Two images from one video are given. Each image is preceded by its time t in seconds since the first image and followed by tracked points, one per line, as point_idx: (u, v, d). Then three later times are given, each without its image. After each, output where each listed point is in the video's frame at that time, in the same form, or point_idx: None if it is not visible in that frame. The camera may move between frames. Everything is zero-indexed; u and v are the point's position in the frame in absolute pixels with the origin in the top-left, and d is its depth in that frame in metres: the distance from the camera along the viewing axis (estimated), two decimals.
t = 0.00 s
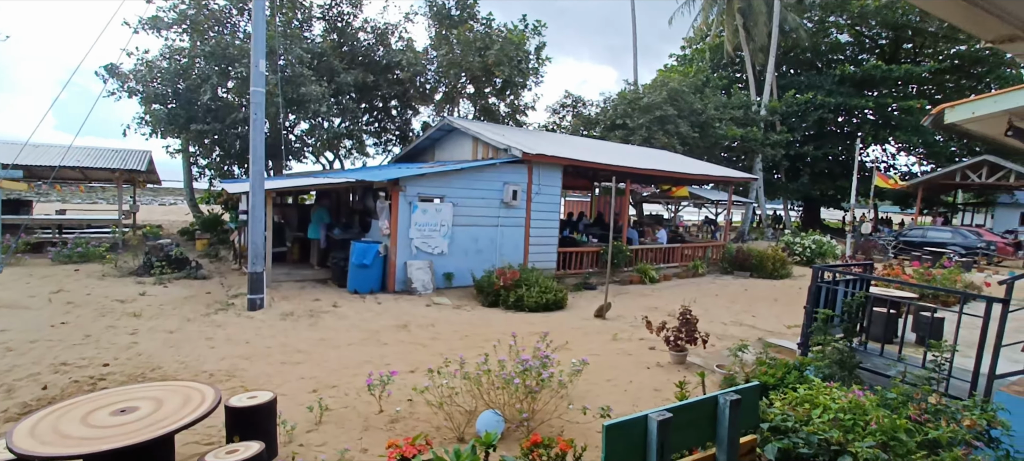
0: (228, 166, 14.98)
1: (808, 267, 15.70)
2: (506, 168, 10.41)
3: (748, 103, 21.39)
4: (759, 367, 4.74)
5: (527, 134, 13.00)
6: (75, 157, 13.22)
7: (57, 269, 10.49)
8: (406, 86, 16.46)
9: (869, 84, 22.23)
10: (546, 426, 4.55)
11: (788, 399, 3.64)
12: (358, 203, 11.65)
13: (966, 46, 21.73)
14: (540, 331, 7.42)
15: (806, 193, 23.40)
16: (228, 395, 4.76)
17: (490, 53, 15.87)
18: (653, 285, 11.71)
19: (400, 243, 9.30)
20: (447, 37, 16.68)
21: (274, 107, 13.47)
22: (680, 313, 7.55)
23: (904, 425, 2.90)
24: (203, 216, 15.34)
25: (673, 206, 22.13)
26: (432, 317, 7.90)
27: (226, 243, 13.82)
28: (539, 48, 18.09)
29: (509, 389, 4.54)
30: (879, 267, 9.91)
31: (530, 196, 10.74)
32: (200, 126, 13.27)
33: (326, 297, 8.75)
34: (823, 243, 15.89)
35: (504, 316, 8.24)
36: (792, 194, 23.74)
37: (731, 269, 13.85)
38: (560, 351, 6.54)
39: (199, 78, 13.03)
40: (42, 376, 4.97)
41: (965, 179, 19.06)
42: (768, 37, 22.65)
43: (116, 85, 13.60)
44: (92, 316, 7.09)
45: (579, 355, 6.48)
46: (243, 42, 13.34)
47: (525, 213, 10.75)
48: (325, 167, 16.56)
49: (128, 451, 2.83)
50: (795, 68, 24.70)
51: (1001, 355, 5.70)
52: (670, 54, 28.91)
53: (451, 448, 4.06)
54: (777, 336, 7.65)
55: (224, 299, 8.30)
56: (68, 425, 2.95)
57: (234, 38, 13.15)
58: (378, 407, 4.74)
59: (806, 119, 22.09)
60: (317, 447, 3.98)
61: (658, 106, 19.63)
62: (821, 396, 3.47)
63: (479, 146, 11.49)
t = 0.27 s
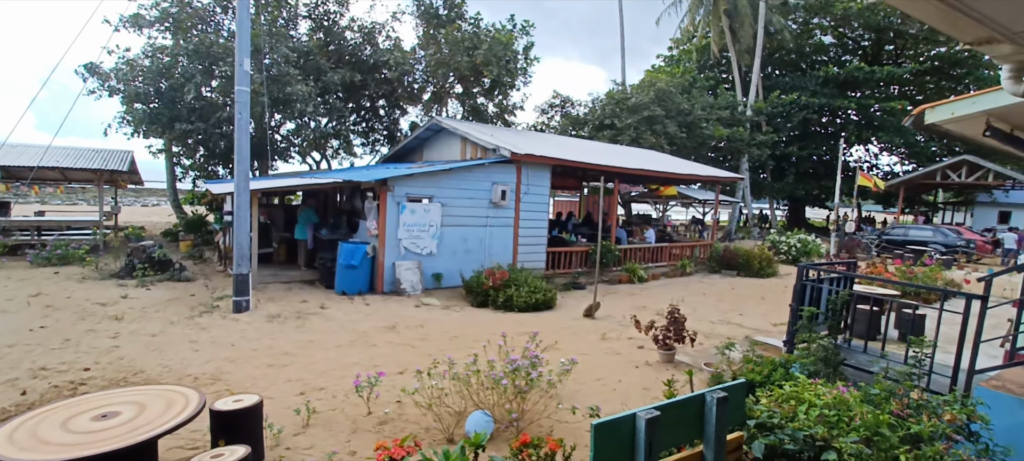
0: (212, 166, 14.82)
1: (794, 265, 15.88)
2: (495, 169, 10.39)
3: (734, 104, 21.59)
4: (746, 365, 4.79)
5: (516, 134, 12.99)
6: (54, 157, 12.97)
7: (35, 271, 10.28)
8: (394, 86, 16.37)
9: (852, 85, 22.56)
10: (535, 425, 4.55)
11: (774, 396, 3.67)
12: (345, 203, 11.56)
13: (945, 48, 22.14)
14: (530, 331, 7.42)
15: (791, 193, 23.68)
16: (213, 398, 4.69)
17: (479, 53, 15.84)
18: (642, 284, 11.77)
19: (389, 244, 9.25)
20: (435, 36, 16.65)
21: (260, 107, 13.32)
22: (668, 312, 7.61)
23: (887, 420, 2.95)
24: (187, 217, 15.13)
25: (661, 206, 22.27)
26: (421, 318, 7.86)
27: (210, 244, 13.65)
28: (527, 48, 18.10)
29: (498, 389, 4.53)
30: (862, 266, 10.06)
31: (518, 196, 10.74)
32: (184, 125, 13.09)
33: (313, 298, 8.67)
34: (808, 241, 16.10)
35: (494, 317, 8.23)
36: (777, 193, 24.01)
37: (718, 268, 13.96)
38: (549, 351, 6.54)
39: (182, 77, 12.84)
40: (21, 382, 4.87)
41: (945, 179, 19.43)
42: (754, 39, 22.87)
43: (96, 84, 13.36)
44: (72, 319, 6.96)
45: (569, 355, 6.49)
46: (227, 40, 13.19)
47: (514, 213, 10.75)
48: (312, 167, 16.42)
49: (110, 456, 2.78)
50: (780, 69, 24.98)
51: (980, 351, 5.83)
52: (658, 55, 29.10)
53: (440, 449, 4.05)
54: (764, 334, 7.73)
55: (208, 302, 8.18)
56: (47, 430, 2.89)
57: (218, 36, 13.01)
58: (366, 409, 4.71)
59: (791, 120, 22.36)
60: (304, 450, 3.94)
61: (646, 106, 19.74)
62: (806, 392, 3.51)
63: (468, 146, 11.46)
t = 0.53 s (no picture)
0: (196, 166, 14.66)
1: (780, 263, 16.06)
2: (484, 169, 10.38)
3: (721, 104, 21.77)
4: (733, 362, 4.83)
5: (504, 134, 12.99)
6: (32, 157, 12.71)
7: (13, 274, 10.07)
8: (381, 85, 16.27)
9: (836, 85, 22.88)
10: (525, 425, 4.55)
11: (760, 393, 3.71)
12: (333, 203, 11.47)
13: (926, 49, 22.54)
14: (519, 330, 7.42)
15: (777, 192, 23.94)
16: (198, 402, 4.63)
17: (467, 53, 15.80)
18: (631, 283, 11.84)
19: (377, 244, 9.19)
20: (423, 36, 16.60)
21: (244, 106, 13.16)
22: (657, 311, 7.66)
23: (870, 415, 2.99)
24: (170, 218, 14.92)
25: (650, 205, 22.39)
26: (409, 318, 7.83)
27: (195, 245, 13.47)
28: (515, 47, 18.10)
29: (487, 389, 4.53)
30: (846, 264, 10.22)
31: (507, 196, 10.74)
32: (167, 125, 12.90)
33: (301, 299, 8.59)
34: (794, 240, 16.29)
35: (483, 317, 8.22)
36: (764, 193, 24.27)
37: (706, 267, 14.09)
38: (538, 350, 6.55)
39: (165, 76, 12.66)
40: None
41: (926, 178, 19.80)
42: (740, 40, 23.09)
43: (76, 83, 13.12)
44: (52, 323, 6.83)
45: (558, 354, 6.50)
46: (211, 39, 13.06)
47: (503, 213, 10.74)
48: (299, 167, 16.28)
49: None
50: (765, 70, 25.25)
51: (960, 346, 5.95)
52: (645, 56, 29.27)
53: (429, 450, 4.03)
54: (751, 331, 7.81)
55: (193, 304, 8.07)
56: (27, 436, 2.84)
57: (202, 35, 12.91)
58: (354, 411, 4.67)
59: (776, 120, 22.62)
60: (291, 453, 3.90)
61: (634, 106, 19.84)
62: (791, 389, 3.55)
63: (456, 146, 11.43)
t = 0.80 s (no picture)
0: (179, 165, 14.45)
1: (765, 261, 16.24)
2: (472, 168, 10.35)
3: (707, 103, 21.94)
4: (720, 360, 4.87)
5: (492, 133, 12.97)
6: (8, 157, 12.42)
7: None
8: (368, 84, 16.16)
9: (820, 85, 23.18)
10: (514, 424, 4.55)
11: (747, 389, 3.75)
12: (319, 203, 11.36)
13: (907, 49, 22.93)
14: (508, 330, 7.41)
15: (762, 190, 24.20)
16: (182, 406, 4.56)
17: (454, 51, 15.73)
18: (619, 281, 11.89)
19: (364, 244, 9.13)
20: (410, 34, 16.51)
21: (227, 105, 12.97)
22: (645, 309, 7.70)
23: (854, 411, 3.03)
24: (152, 219, 14.68)
25: (638, 204, 22.50)
26: (398, 319, 7.78)
27: (178, 247, 13.27)
28: (503, 46, 18.07)
29: (477, 389, 4.52)
30: (830, 261, 10.36)
31: (496, 195, 10.72)
32: (147, 123, 12.67)
33: (287, 301, 8.50)
34: (779, 238, 16.48)
35: (472, 317, 8.20)
36: (750, 191, 24.52)
37: (693, 265, 14.20)
38: (528, 349, 6.55)
39: (145, 74, 12.45)
40: None
41: (907, 176, 20.17)
42: (725, 39, 23.28)
43: (54, 81, 12.84)
44: (30, 326, 6.68)
45: (547, 353, 6.51)
46: (193, 36, 12.86)
47: (492, 212, 10.73)
48: (285, 167, 16.12)
49: None
50: (750, 70, 25.48)
51: (941, 341, 6.06)
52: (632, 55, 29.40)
53: (418, 451, 4.01)
54: (738, 328, 7.89)
55: (176, 306, 7.94)
56: (4, 442, 2.77)
57: (184, 31, 12.70)
58: (342, 412, 4.63)
59: (761, 119, 22.85)
60: (278, 456, 3.86)
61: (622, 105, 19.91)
62: (777, 385, 3.59)
63: (444, 145, 11.38)
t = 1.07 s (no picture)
0: (160, 164, 14.22)
1: (750, 258, 16.44)
2: (459, 167, 10.31)
3: (693, 102, 22.12)
4: (706, 356, 4.91)
5: (479, 132, 12.94)
6: None
7: None
8: (353, 82, 16.04)
9: (802, 84, 23.49)
10: (502, 422, 4.55)
11: (732, 384, 3.79)
12: (304, 203, 11.24)
13: (887, 50, 23.33)
14: (496, 329, 7.41)
15: (747, 189, 24.48)
16: (164, 408, 4.49)
17: (441, 49, 15.66)
18: (606, 279, 11.94)
19: (350, 243, 9.05)
20: (396, 32, 16.41)
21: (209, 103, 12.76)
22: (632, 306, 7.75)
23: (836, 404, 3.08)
24: (132, 219, 14.42)
25: (625, 202, 22.62)
26: (385, 319, 7.74)
27: (159, 247, 13.06)
28: (490, 45, 18.05)
29: (465, 388, 4.51)
30: (813, 258, 10.51)
31: (483, 194, 10.70)
32: (127, 122, 12.44)
33: (272, 301, 8.40)
34: (763, 235, 16.68)
35: (460, 316, 8.18)
36: (735, 189, 24.79)
37: (680, 262, 14.32)
38: (516, 348, 6.55)
39: (124, 71, 12.21)
40: None
41: (888, 174, 20.45)
42: (710, 39, 23.49)
43: (29, 78, 12.55)
44: (5, 329, 6.52)
45: (536, 351, 6.52)
46: (173, 33, 12.63)
47: (479, 211, 10.70)
48: (269, 166, 15.93)
49: None
50: (735, 69, 25.70)
51: (921, 335, 6.19)
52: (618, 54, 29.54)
53: (407, 451, 3.99)
54: (724, 325, 7.97)
55: (157, 307, 7.81)
56: None
57: (163, 28, 12.47)
58: (329, 413, 4.60)
59: (746, 118, 23.11)
60: (263, 458, 3.82)
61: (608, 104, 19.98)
62: (761, 380, 3.64)
63: (431, 143, 11.32)
